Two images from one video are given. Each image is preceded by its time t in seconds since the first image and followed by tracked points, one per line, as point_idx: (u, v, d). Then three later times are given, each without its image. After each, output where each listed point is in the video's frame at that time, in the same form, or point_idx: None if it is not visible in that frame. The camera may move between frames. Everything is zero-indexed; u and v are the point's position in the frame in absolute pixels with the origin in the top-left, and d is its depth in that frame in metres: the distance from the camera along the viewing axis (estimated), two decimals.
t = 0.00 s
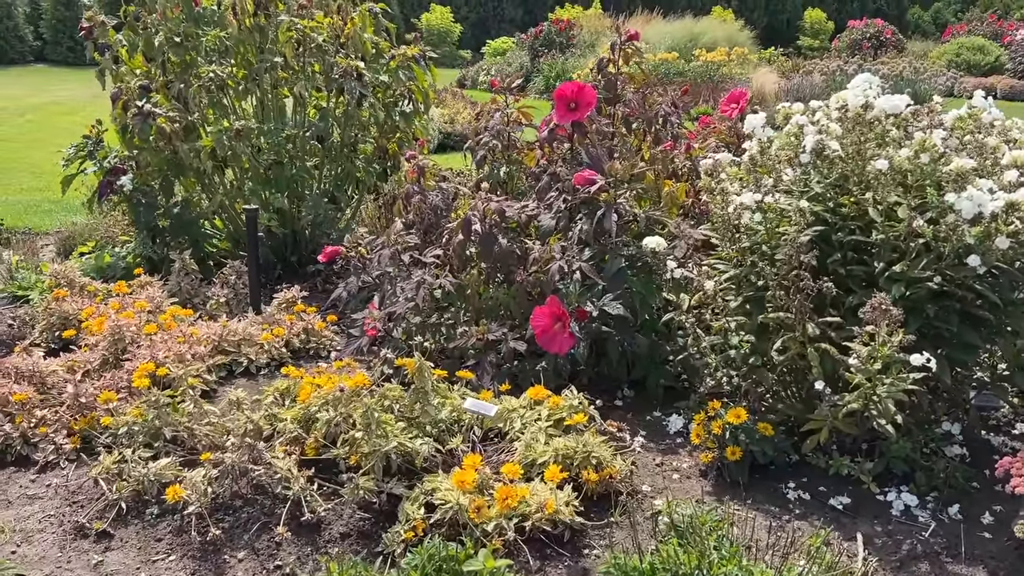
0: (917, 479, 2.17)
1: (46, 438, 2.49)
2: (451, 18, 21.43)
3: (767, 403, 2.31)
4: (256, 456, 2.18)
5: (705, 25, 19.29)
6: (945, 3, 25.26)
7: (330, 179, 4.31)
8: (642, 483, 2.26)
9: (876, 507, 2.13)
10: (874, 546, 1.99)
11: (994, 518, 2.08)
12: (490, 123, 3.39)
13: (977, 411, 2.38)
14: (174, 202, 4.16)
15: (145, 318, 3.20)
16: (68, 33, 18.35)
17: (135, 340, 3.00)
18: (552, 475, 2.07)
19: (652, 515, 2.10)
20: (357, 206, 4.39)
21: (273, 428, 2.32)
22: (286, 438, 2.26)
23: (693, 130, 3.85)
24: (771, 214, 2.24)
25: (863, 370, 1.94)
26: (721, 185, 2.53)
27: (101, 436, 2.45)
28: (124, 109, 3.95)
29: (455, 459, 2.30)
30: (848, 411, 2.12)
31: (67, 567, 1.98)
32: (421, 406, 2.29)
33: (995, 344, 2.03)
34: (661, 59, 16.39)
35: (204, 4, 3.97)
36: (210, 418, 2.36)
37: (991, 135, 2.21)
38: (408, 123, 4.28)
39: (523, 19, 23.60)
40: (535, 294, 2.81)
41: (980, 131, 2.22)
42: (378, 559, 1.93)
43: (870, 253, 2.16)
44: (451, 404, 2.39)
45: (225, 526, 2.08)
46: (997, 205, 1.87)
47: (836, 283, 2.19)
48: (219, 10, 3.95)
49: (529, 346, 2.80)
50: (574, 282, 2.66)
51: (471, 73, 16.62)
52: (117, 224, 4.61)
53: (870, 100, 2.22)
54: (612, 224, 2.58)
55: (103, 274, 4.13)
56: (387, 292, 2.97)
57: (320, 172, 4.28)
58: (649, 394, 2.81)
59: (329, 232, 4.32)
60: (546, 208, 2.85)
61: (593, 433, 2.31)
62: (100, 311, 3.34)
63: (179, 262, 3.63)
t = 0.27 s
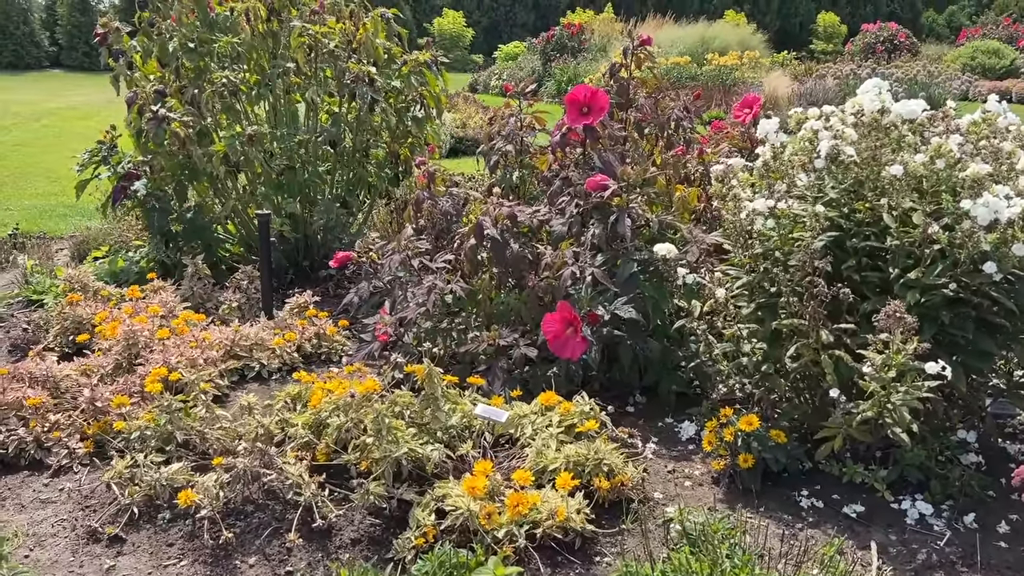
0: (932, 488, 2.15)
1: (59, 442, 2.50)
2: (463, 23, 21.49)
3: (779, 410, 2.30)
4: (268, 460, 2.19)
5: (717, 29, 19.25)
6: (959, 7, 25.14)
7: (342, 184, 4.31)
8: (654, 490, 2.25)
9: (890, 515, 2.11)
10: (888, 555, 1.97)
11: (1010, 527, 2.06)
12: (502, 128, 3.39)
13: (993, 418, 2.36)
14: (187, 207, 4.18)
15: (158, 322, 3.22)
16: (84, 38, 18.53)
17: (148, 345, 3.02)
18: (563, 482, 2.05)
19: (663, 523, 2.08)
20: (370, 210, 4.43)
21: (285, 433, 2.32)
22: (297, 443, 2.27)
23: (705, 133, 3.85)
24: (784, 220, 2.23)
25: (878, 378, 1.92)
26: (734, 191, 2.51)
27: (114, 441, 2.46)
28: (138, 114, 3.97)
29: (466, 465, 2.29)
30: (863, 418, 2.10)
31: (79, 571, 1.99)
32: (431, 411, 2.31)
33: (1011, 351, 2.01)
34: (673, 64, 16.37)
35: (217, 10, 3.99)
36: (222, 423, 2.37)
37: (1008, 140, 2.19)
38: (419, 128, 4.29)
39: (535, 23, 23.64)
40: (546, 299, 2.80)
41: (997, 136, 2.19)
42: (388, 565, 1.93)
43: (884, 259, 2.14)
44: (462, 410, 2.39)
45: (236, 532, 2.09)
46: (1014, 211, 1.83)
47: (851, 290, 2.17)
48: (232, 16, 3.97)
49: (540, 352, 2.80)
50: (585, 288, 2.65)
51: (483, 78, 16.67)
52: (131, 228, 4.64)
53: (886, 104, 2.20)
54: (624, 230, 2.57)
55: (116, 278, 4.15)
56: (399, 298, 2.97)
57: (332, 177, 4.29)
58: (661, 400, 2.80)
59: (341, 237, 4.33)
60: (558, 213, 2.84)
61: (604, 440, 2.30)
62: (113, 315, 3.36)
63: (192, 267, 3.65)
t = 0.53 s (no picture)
0: (945, 496, 2.14)
1: (72, 446, 2.52)
2: (476, 27, 21.55)
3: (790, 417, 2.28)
4: (278, 465, 2.20)
5: (730, 33, 19.22)
6: (976, 10, 24.98)
7: (354, 190, 4.33)
8: (664, 497, 2.25)
9: (902, 524, 2.10)
10: (900, 564, 1.96)
11: None
12: (513, 133, 3.40)
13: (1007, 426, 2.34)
14: (201, 212, 4.21)
15: (170, 327, 3.24)
16: (101, 44, 18.70)
17: (160, 349, 3.04)
18: (572, 489, 2.05)
19: (673, 530, 2.07)
20: (382, 215, 4.44)
21: (295, 438, 2.32)
22: (307, 448, 2.27)
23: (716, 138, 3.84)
24: (794, 226, 2.22)
25: (889, 386, 1.90)
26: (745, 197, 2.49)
27: (126, 445, 2.48)
28: (151, 120, 4.00)
29: (475, 471, 2.29)
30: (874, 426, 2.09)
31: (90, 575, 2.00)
32: (441, 416, 2.30)
33: None
34: (686, 68, 16.37)
35: (232, 17, 4.06)
36: (233, 428, 2.39)
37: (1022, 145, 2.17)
38: (431, 133, 4.30)
39: (548, 28, 23.68)
40: (556, 305, 2.80)
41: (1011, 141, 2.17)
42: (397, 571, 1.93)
43: (896, 265, 2.12)
44: (472, 416, 2.39)
45: (246, 536, 2.09)
46: None
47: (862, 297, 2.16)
48: (246, 23, 4.00)
49: (550, 357, 2.79)
50: (595, 294, 2.64)
51: (496, 83, 16.71)
52: (145, 233, 4.68)
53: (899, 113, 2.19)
54: (634, 236, 2.56)
55: (130, 283, 4.19)
56: (409, 303, 2.98)
57: (344, 183, 4.31)
58: (672, 406, 2.79)
59: (353, 242, 4.35)
60: (567, 219, 2.84)
61: (614, 446, 2.30)
62: (126, 320, 3.38)
63: (205, 272, 3.67)
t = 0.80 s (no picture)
0: (959, 503, 2.11)
1: (86, 448, 2.54)
2: (490, 32, 21.60)
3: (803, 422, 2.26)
4: (289, 469, 2.19)
5: (745, 37, 19.17)
6: (994, 14, 24.82)
7: (367, 194, 4.35)
8: (675, 502, 2.23)
9: (916, 531, 2.08)
10: (914, 572, 1.93)
11: None
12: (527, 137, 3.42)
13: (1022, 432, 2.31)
14: (215, 216, 4.24)
15: (184, 330, 3.26)
16: (119, 50, 18.87)
17: (174, 352, 3.06)
18: (582, 493, 2.05)
19: (683, 536, 2.06)
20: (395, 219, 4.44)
21: (306, 441, 2.33)
22: (318, 451, 2.28)
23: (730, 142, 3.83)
24: (806, 230, 2.21)
25: (900, 391, 1.89)
26: (757, 201, 2.47)
27: (138, 448, 2.50)
28: (167, 125, 4.02)
29: (486, 475, 2.28)
30: (886, 431, 2.08)
31: None
32: (451, 420, 2.31)
33: None
34: (701, 72, 16.34)
35: (249, 22, 4.10)
36: (244, 431, 2.41)
37: None
38: (444, 137, 4.31)
39: (563, 33, 23.70)
40: (567, 309, 2.80)
41: None
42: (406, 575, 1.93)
43: (909, 269, 2.11)
44: (482, 420, 2.39)
45: (257, 539, 2.10)
46: None
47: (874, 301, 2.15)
48: (260, 28, 4.03)
49: (561, 362, 2.78)
50: (606, 298, 2.64)
51: (510, 88, 16.73)
52: (160, 237, 4.72)
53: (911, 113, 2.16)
54: (640, 238, 2.57)
55: (145, 286, 4.22)
56: (421, 307, 2.98)
57: (358, 187, 4.33)
58: (683, 411, 2.78)
59: (366, 246, 4.36)
60: (579, 223, 2.84)
61: (625, 450, 2.29)
62: (141, 323, 3.41)
63: (219, 275, 3.69)
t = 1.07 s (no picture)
0: (975, 512, 2.10)
1: (101, 452, 2.56)
2: (504, 38, 21.65)
3: (817, 430, 2.24)
4: (302, 475, 2.20)
5: (760, 42, 19.11)
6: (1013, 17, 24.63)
7: (380, 200, 4.36)
8: (687, 510, 2.22)
9: (931, 540, 2.06)
10: None
11: None
12: (542, 142, 3.41)
13: None
14: (230, 222, 4.27)
15: (199, 335, 3.28)
16: (137, 57, 19.05)
17: (188, 358, 3.09)
18: (594, 500, 2.04)
19: (695, 544, 2.05)
20: (408, 225, 4.45)
21: (318, 447, 2.33)
22: (330, 457, 2.28)
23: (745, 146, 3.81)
24: (820, 237, 2.19)
25: (917, 399, 1.88)
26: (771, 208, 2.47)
27: (153, 453, 2.52)
28: (182, 132, 4.08)
29: (497, 482, 2.29)
30: (902, 440, 2.06)
31: None
32: (464, 426, 2.32)
33: None
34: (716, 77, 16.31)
35: (262, 30, 4.12)
36: (257, 437, 2.42)
37: None
38: (457, 143, 4.32)
39: (578, 38, 23.72)
40: (580, 315, 2.79)
41: None
42: None
43: (926, 276, 2.08)
44: (494, 426, 2.39)
45: (269, 545, 2.11)
46: None
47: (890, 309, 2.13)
48: (275, 36, 4.06)
49: (573, 368, 2.77)
50: (619, 304, 2.63)
51: (525, 93, 16.77)
52: (176, 243, 4.75)
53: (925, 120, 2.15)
54: (659, 246, 2.54)
55: (161, 292, 4.25)
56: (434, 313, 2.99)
57: (371, 193, 4.34)
58: (696, 419, 2.77)
59: (380, 252, 4.38)
60: (592, 228, 2.83)
61: (636, 458, 2.29)
62: (156, 328, 3.43)
63: (233, 281, 3.71)
